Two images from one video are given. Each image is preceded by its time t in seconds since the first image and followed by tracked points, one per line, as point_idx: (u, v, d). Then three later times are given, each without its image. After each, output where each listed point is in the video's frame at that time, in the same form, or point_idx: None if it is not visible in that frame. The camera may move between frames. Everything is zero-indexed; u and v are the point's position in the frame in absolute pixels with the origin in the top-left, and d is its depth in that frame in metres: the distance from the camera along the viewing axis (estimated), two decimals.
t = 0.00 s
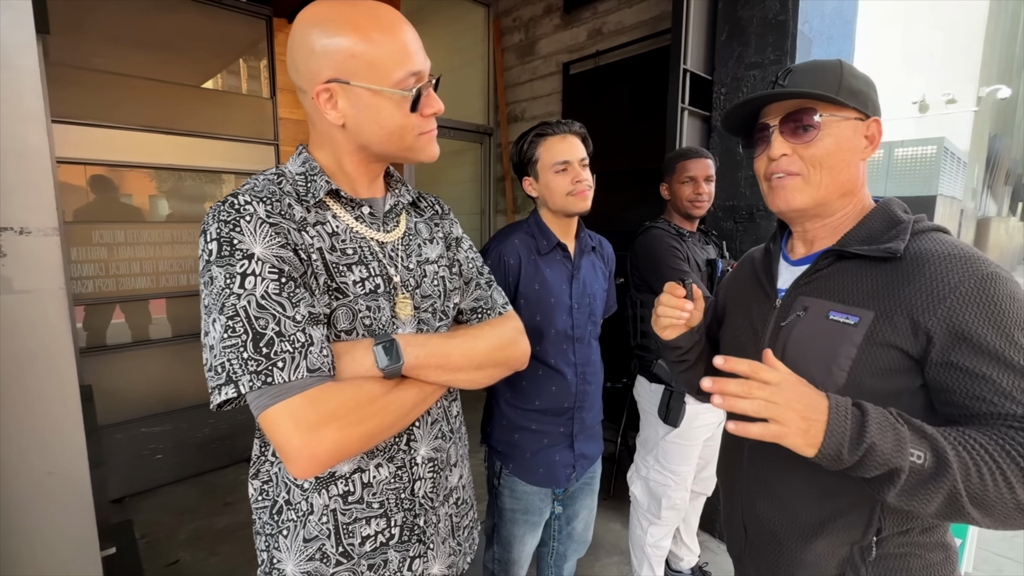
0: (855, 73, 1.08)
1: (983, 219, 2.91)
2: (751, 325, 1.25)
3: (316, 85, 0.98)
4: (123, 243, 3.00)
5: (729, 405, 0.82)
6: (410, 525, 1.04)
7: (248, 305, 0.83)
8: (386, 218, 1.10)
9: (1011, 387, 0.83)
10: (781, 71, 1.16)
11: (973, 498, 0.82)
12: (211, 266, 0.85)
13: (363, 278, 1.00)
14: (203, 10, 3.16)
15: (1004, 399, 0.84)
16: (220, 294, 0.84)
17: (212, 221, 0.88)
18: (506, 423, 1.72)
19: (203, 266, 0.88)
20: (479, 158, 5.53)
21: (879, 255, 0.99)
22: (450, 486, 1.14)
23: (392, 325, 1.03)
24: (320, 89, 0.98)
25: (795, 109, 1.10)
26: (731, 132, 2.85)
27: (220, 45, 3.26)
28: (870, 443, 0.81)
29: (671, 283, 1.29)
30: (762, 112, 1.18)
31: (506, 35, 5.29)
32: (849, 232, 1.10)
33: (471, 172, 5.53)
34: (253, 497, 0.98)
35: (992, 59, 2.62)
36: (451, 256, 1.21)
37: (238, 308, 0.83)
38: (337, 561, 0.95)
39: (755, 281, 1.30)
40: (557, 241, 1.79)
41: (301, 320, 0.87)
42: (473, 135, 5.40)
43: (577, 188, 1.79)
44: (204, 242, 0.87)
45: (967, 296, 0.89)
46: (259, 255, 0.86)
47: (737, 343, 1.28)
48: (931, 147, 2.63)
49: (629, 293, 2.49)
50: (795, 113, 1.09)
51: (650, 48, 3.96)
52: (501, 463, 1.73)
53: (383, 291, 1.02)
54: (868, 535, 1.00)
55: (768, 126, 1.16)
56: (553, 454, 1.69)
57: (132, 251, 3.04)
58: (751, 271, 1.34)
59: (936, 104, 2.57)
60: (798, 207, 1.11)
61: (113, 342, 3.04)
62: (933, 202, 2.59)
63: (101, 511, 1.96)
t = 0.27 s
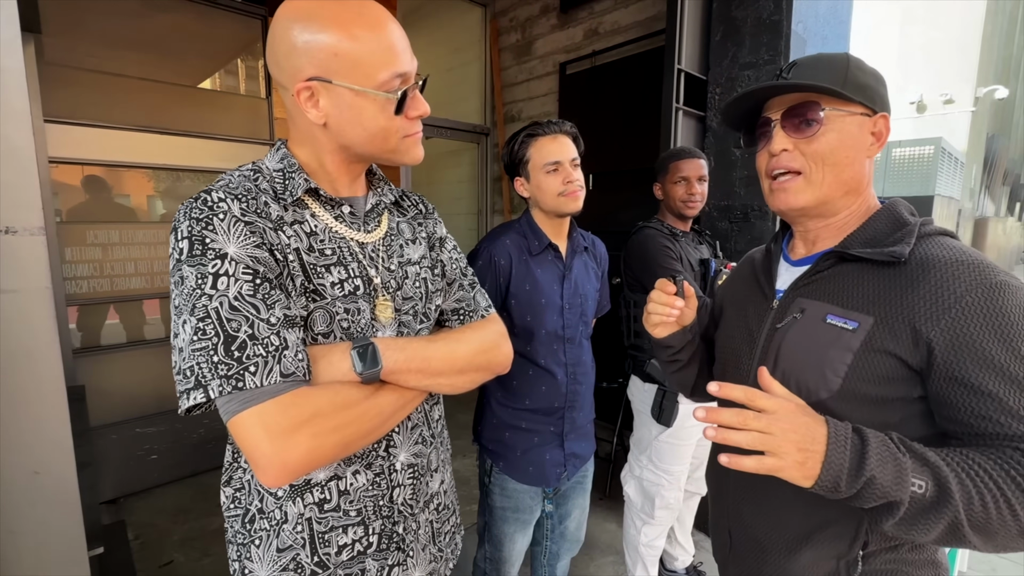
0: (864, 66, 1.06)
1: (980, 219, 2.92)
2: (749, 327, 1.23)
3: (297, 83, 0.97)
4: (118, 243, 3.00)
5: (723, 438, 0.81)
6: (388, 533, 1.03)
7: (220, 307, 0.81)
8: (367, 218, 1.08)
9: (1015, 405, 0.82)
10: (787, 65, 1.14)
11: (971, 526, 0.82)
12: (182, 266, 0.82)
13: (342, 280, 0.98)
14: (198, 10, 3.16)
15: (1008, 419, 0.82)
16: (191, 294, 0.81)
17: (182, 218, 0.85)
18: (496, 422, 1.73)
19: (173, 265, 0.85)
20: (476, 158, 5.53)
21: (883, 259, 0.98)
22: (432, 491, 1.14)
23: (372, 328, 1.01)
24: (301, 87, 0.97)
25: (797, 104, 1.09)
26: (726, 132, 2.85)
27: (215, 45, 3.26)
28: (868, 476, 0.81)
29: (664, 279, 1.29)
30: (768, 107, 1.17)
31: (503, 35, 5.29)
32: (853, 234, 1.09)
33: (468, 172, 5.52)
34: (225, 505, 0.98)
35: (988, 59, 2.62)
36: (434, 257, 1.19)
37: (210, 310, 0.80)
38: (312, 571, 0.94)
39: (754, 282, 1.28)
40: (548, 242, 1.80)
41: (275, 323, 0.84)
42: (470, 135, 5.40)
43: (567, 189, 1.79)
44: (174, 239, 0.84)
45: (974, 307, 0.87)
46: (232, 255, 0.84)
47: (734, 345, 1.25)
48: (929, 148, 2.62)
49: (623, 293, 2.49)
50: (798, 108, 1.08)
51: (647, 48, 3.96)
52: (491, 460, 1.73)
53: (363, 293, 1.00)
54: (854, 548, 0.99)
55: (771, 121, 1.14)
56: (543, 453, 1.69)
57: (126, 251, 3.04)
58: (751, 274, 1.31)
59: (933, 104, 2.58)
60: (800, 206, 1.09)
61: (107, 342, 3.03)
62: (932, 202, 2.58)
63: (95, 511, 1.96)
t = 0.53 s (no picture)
0: (909, 57, 0.99)
1: (981, 221, 2.93)
2: (762, 329, 1.26)
3: (291, 87, 0.96)
4: (119, 244, 3.01)
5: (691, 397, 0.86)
6: (383, 542, 1.03)
7: (213, 316, 0.81)
8: (364, 222, 1.08)
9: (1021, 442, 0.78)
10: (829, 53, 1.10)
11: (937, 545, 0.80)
12: (175, 273, 0.82)
13: (339, 286, 0.98)
14: (199, 12, 3.17)
15: (1011, 456, 0.78)
16: (185, 303, 0.81)
17: (176, 224, 0.85)
18: (498, 424, 1.73)
19: (167, 272, 0.85)
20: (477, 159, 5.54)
21: (903, 272, 0.96)
22: (427, 500, 1.14)
23: (368, 334, 1.02)
24: (295, 92, 0.96)
25: (822, 98, 1.06)
26: (727, 135, 2.86)
27: (216, 47, 3.27)
28: (828, 463, 0.81)
29: (676, 274, 1.29)
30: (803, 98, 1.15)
31: (504, 37, 5.30)
32: (880, 242, 1.06)
33: (468, 173, 5.54)
34: (217, 514, 0.97)
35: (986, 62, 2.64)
36: (433, 261, 1.20)
37: (203, 319, 0.80)
38: None
39: (777, 289, 1.30)
40: (551, 245, 1.80)
41: (269, 332, 0.84)
42: (471, 137, 5.41)
43: (569, 193, 1.80)
44: (168, 246, 0.84)
45: (994, 334, 0.83)
46: (226, 262, 0.84)
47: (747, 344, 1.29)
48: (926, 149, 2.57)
49: (624, 295, 2.49)
50: (822, 103, 1.06)
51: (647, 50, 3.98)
52: (493, 462, 1.73)
53: (360, 300, 1.00)
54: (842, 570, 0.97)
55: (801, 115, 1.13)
56: (544, 455, 1.69)
57: (128, 253, 3.05)
58: (777, 276, 1.33)
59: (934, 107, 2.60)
60: (811, 205, 1.09)
61: (108, 343, 3.04)
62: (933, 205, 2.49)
63: (97, 512, 1.97)
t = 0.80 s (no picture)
0: (940, 53, 0.91)
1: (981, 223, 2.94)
2: (777, 342, 1.19)
3: (298, 99, 0.97)
4: (122, 246, 3.02)
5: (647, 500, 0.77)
6: (400, 540, 1.04)
7: (232, 322, 0.81)
8: (374, 227, 1.09)
9: None
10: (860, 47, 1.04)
11: None
12: (193, 282, 0.83)
13: (352, 291, 0.98)
14: (203, 14, 3.17)
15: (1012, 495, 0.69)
16: (203, 310, 0.81)
17: (193, 233, 0.85)
18: (503, 428, 1.74)
19: (184, 280, 0.85)
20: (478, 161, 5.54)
21: (917, 288, 0.88)
22: (441, 498, 1.15)
23: (381, 338, 1.02)
24: (302, 103, 0.97)
25: (837, 103, 1.04)
26: (730, 138, 2.87)
27: (220, 49, 3.28)
28: (797, 564, 0.71)
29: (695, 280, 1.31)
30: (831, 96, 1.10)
31: (506, 39, 5.31)
32: (902, 253, 0.98)
33: (470, 175, 5.54)
34: (238, 516, 0.99)
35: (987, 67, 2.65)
36: (441, 265, 1.20)
37: (222, 326, 0.81)
38: None
39: (797, 302, 1.24)
40: (556, 248, 1.80)
41: (287, 337, 0.85)
42: (473, 139, 5.42)
43: (574, 196, 1.80)
44: (185, 255, 0.84)
45: (1008, 356, 0.73)
46: (243, 270, 0.84)
47: (760, 358, 1.22)
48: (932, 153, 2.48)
49: (628, 298, 2.50)
50: (837, 107, 1.03)
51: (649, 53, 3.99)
52: (499, 466, 1.74)
53: (373, 304, 1.01)
54: None
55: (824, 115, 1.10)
56: (550, 459, 1.69)
57: (131, 255, 3.06)
58: (798, 289, 1.27)
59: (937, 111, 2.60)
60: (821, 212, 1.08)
61: (110, 345, 3.03)
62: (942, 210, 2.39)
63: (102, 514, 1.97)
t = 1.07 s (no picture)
0: (939, 47, 0.90)
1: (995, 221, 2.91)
2: (788, 352, 1.19)
3: (312, 105, 0.98)
4: (116, 246, 2.98)
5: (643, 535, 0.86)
6: (418, 531, 1.07)
7: (256, 320, 0.83)
8: (388, 228, 1.09)
9: None
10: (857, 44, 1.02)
11: None
12: (218, 283, 0.85)
13: (366, 291, 0.99)
14: (199, 12, 3.14)
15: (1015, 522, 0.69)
16: (228, 309, 0.83)
17: (216, 236, 0.87)
18: (507, 431, 1.72)
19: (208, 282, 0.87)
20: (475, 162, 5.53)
21: (916, 304, 0.85)
22: (457, 489, 1.17)
23: (395, 336, 1.03)
24: (316, 110, 0.98)
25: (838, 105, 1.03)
26: (728, 140, 2.88)
27: (216, 48, 3.25)
28: None
29: (702, 286, 1.34)
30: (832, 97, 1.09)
31: (502, 40, 5.31)
32: (908, 261, 0.95)
33: (466, 176, 5.53)
34: (265, 507, 1.02)
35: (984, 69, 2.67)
36: (454, 261, 1.20)
37: (246, 324, 0.82)
38: (348, 569, 0.98)
39: (807, 312, 1.23)
40: (558, 248, 1.80)
41: (308, 335, 0.86)
42: (469, 139, 5.40)
43: (575, 195, 1.79)
44: (209, 257, 0.86)
45: (1011, 382, 0.71)
46: (265, 271, 0.85)
47: (771, 366, 1.22)
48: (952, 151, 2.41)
49: (628, 299, 2.50)
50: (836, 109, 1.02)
51: (647, 54, 4.00)
52: (502, 471, 1.73)
53: (387, 302, 1.02)
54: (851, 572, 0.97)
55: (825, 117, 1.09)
56: (554, 463, 1.68)
57: (124, 255, 3.02)
58: (809, 299, 1.27)
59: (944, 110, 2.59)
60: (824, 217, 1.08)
61: (103, 347, 2.99)
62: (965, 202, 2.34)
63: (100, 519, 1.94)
